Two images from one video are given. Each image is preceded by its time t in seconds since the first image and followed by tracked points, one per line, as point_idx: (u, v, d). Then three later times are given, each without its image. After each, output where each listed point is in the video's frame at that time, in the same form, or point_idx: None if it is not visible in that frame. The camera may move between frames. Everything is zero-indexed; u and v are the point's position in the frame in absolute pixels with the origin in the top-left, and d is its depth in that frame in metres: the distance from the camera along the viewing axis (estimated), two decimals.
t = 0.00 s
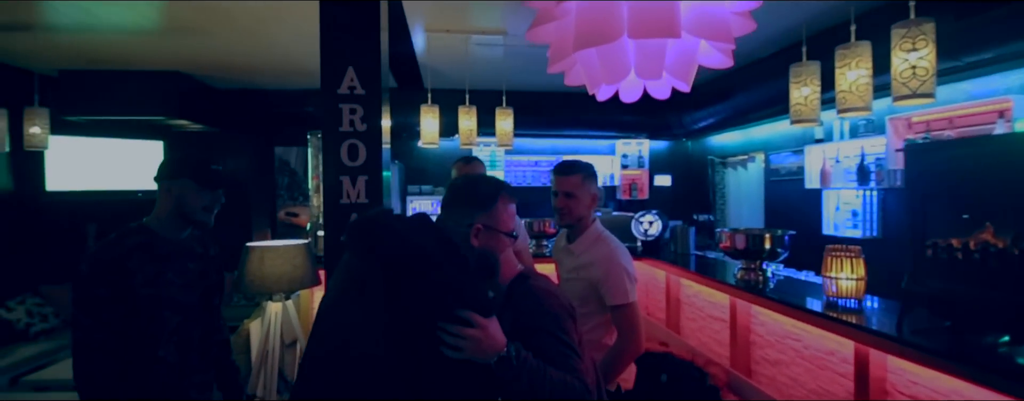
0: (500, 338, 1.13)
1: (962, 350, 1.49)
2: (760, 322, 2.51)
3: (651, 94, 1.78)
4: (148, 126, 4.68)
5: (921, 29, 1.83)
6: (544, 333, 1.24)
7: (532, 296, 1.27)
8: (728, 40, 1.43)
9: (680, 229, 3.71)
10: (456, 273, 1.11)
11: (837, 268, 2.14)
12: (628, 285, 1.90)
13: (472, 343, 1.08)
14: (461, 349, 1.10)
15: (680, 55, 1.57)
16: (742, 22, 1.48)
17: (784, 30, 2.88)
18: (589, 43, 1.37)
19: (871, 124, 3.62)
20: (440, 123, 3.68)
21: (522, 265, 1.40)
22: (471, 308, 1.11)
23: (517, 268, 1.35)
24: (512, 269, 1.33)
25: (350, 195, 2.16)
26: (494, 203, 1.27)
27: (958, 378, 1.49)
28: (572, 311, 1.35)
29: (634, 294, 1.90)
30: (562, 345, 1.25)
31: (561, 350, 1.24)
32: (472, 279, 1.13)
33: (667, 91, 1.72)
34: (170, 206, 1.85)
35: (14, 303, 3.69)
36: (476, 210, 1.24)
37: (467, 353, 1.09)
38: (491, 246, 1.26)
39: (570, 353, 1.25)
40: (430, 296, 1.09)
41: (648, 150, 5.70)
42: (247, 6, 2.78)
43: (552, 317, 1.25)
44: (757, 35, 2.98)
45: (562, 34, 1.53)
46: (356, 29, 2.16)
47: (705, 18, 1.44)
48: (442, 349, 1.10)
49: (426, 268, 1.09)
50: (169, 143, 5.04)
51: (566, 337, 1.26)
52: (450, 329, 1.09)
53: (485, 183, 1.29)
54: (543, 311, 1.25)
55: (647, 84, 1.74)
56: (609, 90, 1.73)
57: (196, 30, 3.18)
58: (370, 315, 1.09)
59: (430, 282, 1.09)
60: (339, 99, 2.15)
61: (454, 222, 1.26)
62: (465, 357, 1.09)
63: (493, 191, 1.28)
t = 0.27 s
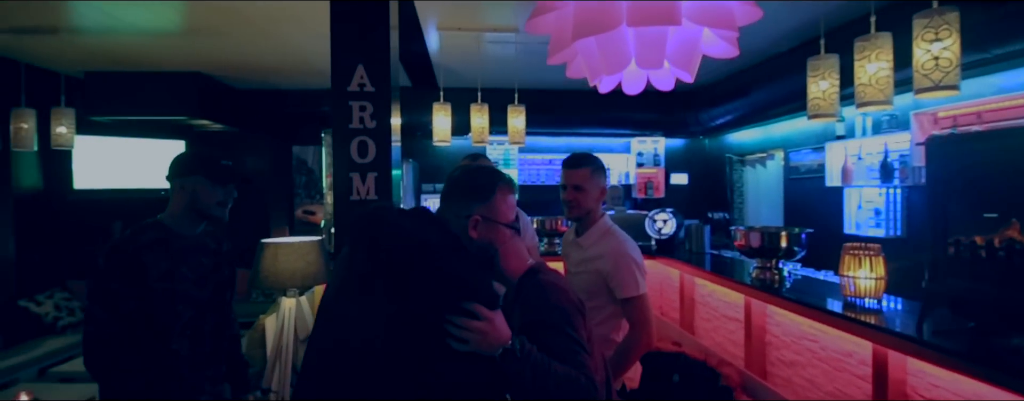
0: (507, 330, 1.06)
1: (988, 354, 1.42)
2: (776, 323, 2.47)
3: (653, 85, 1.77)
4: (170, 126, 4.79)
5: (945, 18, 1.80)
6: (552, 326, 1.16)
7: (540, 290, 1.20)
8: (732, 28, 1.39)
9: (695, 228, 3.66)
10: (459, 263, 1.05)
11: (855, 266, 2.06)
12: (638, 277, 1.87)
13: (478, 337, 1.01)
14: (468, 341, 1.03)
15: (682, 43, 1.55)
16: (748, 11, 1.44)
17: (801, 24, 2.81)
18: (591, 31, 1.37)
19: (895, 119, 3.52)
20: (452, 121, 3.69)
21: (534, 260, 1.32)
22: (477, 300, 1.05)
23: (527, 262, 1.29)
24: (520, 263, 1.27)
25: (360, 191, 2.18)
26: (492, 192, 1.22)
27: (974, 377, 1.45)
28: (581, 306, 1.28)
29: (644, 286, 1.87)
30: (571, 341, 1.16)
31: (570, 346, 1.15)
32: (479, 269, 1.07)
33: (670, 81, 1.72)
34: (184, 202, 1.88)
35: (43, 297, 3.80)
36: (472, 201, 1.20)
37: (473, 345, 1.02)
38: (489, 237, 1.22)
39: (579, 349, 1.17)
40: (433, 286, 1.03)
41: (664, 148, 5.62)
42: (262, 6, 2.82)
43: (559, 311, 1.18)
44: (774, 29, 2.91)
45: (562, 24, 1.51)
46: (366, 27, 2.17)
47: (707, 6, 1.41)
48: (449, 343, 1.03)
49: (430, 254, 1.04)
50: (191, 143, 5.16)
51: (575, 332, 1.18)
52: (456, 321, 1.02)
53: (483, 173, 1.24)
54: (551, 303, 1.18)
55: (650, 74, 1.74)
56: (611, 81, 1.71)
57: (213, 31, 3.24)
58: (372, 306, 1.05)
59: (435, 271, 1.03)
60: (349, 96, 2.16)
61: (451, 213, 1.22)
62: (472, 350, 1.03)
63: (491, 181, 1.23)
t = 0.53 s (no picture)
0: (512, 320, 1.05)
1: (1013, 357, 1.36)
2: (791, 323, 2.43)
3: (658, 78, 1.75)
4: (189, 125, 4.89)
5: (965, 9, 1.76)
6: (558, 320, 1.13)
7: (550, 284, 1.17)
8: (735, 17, 1.35)
9: (709, 227, 3.62)
10: (462, 251, 1.05)
11: (871, 266, 2.01)
12: (646, 270, 1.86)
13: (484, 326, 1.00)
14: (473, 329, 1.01)
15: (684, 34, 1.50)
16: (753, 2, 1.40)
17: (818, 19, 2.74)
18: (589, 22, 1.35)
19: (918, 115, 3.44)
20: (464, 119, 3.71)
21: (549, 255, 1.31)
22: (483, 290, 1.04)
23: (540, 257, 1.27)
24: (534, 257, 1.25)
25: (370, 188, 2.19)
26: (488, 182, 1.22)
27: (991, 379, 1.41)
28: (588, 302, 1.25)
29: (653, 277, 1.87)
30: (578, 336, 1.14)
31: (576, 341, 1.13)
32: (483, 259, 1.07)
33: (675, 73, 1.70)
34: (198, 199, 1.91)
35: (67, 293, 3.89)
36: (471, 190, 1.20)
37: (481, 334, 1.00)
38: (487, 227, 1.20)
39: (583, 344, 1.14)
40: (440, 276, 1.02)
41: (679, 146, 5.55)
42: (276, 7, 2.86)
43: (566, 304, 1.15)
44: (791, 25, 2.85)
45: (563, 16, 1.49)
46: (375, 25, 2.18)
47: None
48: (456, 332, 1.01)
49: (436, 244, 1.04)
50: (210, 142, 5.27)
51: (581, 327, 1.14)
52: (463, 309, 1.01)
53: (480, 161, 1.24)
54: (558, 296, 1.15)
55: (655, 66, 1.71)
56: (615, 75, 1.69)
57: (229, 32, 3.30)
58: (371, 297, 1.03)
59: (439, 261, 1.03)
60: (360, 94, 2.18)
61: (450, 203, 1.23)
62: (478, 340, 1.01)
63: (488, 170, 1.23)
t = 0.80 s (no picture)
0: (515, 307, 1.06)
1: None
2: (804, 322, 2.39)
3: (663, 69, 1.72)
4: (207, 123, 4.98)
5: None
6: (567, 310, 1.14)
7: (563, 275, 1.19)
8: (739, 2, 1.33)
9: (722, 225, 3.58)
10: (466, 237, 1.06)
11: (886, 262, 1.97)
12: (654, 260, 1.88)
13: (489, 313, 1.01)
14: (479, 316, 1.02)
15: (688, 22, 1.46)
16: None
17: (836, 12, 2.67)
18: (591, 11, 1.35)
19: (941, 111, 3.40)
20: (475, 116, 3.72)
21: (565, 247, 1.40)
22: (489, 277, 1.04)
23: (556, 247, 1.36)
24: (551, 248, 1.34)
25: (380, 183, 2.21)
26: (484, 169, 1.23)
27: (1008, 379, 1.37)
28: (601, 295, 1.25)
29: (659, 268, 1.89)
30: (585, 328, 1.13)
31: (583, 333, 1.12)
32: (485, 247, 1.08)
33: (680, 63, 1.67)
34: (215, 192, 1.92)
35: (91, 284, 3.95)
36: (467, 178, 1.21)
37: (485, 320, 1.01)
38: (486, 214, 1.21)
39: (591, 336, 1.13)
40: (447, 262, 1.03)
41: (693, 143, 5.50)
42: (288, 6, 2.89)
43: (576, 295, 1.15)
44: (807, 19, 2.78)
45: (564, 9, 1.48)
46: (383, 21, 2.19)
47: None
48: (460, 319, 1.02)
49: (443, 232, 1.05)
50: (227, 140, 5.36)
51: (590, 319, 1.14)
52: (468, 296, 1.02)
53: (475, 150, 1.25)
54: (568, 286, 1.16)
55: (659, 56, 1.69)
56: (619, 67, 1.68)
57: (244, 32, 3.35)
58: (372, 288, 1.03)
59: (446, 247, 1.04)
60: (369, 90, 2.20)
61: (444, 191, 1.22)
62: (482, 327, 1.02)
63: (484, 159, 1.24)
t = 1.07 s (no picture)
0: (518, 296, 1.08)
1: None
2: (819, 319, 2.38)
3: (670, 60, 1.70)
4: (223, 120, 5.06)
5: None
6: (581, 299, 1.21)
7: (580, 266, 1.27)
8: None
9: (735, 221, 3.60)
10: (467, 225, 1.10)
11: (902, 259, 1.93)
12: (660, 250, 1.88)
13: (492, 300, 1.04)
14: (480, 303, 1.05)
15: (694, 12, 1.44)
16: None
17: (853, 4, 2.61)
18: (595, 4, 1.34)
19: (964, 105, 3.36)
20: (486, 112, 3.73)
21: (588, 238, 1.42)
22: (488, 263, 1.08)
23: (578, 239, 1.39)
24: (571, 239, 1.36)
25: (390, 177, 2.23)
26: (479, 159, 1.32)
27: None
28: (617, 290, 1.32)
29: (664, 259, 1.88)
30: (596, 318, 1.20)
31: (593, 322, 1.19)
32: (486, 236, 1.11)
33: (687, 54, 1.65)
34: (234, 187, 1.79)
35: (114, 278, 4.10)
36: (460, 167, 1.30)
37: (488, 307, 1.04)
38: (480, 202, 1.30)
39: (599, 327, 1.19)
40: (449, 252, 1.06)
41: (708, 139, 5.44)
42: (300, 3, 2.91)
43: (591, 286, 1.22)
44: (824, 11, 2.72)
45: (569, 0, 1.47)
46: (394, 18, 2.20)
47: None
48: (463, 305, 1.04)
49: (447, 223, 1.07)
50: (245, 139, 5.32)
51: (601, 311, 1.21)
52: (471, 283, 1.05)
53: (471, 140, 1.36)
54: (585, 277, 1.24)
55: (666, 47, 1.67)
56: (625, 59, 1.67)
57: (260, 30, 3.39)
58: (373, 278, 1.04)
59: (448, 238, 1.06)
60: (380, 85, 2.21)
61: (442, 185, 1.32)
62: (485, 313, 1.04)
63: (478, 148, 1.34)
